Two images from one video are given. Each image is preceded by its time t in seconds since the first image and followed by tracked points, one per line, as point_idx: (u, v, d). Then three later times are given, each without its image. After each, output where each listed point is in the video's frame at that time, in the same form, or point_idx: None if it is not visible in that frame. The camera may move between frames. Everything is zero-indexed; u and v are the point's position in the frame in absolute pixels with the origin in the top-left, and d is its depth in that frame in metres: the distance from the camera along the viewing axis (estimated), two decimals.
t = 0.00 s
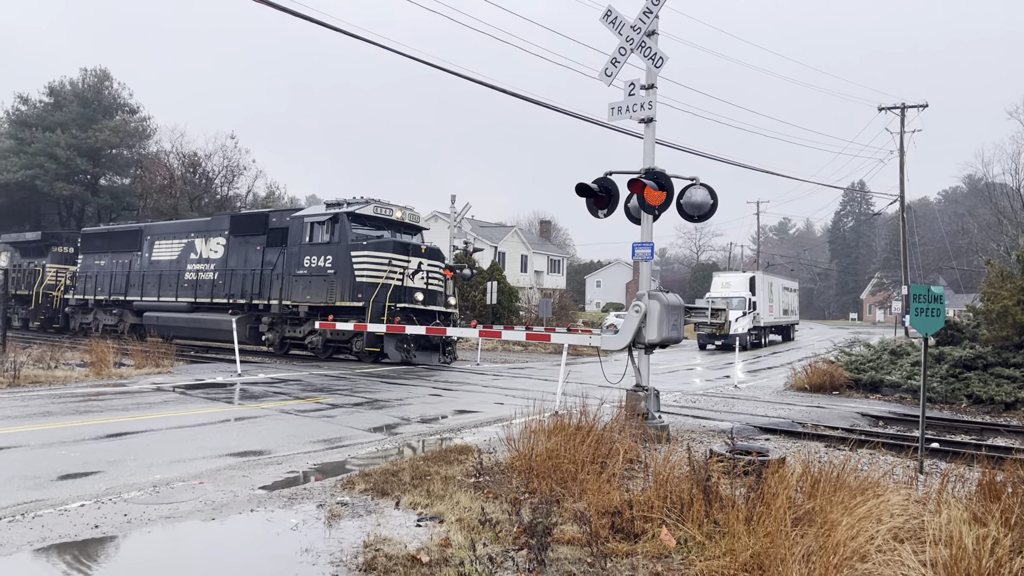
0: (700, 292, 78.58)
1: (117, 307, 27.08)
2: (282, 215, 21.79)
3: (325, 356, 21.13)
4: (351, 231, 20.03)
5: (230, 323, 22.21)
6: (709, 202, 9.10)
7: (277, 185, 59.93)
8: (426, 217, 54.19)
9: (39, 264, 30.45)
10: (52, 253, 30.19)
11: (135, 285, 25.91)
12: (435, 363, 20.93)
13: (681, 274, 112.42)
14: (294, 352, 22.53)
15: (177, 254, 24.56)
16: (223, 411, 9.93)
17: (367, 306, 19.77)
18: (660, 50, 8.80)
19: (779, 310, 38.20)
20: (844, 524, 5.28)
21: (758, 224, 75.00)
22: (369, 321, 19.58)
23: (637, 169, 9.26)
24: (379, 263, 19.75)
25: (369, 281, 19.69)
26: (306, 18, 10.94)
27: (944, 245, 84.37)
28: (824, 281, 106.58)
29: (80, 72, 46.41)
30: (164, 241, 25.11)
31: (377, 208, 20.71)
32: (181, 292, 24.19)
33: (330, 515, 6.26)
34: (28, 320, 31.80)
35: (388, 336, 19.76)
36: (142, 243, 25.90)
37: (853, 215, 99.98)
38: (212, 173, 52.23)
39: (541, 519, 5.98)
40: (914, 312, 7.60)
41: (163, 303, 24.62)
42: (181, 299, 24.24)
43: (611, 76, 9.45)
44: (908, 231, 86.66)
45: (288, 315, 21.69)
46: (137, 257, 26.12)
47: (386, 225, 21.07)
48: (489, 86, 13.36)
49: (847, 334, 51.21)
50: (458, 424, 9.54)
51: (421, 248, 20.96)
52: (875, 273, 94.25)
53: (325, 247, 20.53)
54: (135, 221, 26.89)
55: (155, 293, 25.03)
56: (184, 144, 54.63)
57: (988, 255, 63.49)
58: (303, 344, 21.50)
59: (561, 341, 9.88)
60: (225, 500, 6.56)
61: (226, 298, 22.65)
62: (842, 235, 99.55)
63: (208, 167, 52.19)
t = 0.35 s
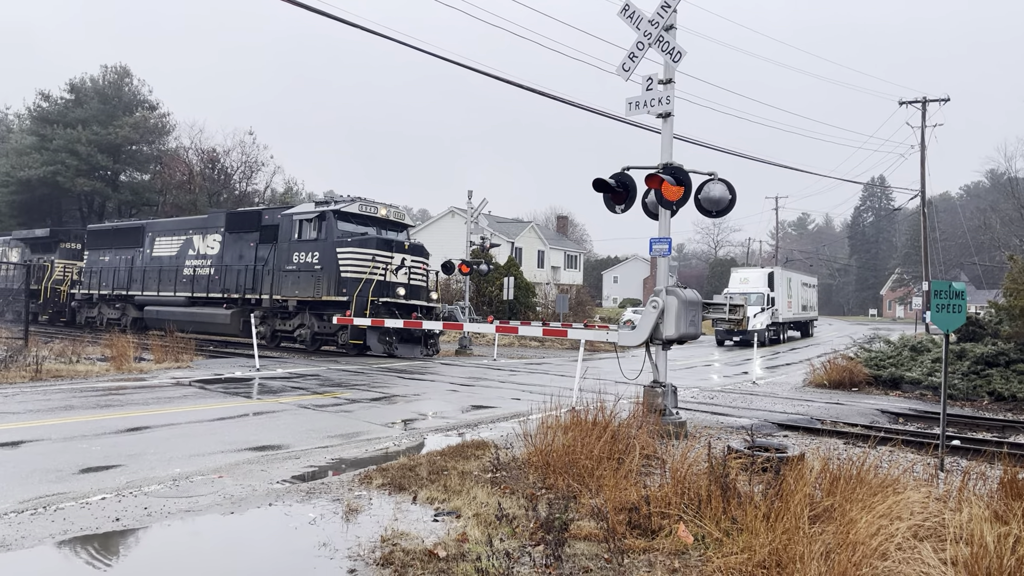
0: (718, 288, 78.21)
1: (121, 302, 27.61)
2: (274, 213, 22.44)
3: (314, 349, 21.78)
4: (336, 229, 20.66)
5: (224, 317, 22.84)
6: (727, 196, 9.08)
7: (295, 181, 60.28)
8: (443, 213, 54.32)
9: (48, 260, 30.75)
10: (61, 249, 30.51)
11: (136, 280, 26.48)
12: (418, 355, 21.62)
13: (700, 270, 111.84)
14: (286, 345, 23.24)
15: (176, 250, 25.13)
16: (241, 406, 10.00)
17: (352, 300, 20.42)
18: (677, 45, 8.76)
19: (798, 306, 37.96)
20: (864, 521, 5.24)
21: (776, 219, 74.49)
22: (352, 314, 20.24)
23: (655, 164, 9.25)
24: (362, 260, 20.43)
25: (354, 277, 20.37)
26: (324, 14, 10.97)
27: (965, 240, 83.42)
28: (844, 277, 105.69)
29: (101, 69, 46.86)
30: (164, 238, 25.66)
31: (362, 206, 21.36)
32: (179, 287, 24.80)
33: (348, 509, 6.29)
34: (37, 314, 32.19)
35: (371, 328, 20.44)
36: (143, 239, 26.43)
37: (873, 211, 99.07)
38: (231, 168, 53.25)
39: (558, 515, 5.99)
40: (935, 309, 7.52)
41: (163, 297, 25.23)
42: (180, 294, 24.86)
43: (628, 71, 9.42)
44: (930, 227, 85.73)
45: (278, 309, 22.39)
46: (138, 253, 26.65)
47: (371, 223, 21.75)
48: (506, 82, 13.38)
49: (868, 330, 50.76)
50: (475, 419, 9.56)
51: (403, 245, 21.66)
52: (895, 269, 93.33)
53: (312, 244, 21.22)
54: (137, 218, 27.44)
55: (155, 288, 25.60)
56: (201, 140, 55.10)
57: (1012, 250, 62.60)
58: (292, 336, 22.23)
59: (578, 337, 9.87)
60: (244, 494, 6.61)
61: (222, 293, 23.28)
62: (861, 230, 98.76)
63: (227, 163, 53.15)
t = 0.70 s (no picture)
0: (733, 284, 77.98)
1: (122, 297, 28.23)
2: (265, 212, 22.90)
3: (299, 343, 22.26)
4: (320, 227, 21.05)
5: (217, 312, 23.36)
6: (742, 194, 9.03)
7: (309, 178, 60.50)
8: (457, 209, 54.51)
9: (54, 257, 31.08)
10: (66, 247, 30.87)
11: (135, 277, 27.08)
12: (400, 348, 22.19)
13: (715, 266, 111.42)
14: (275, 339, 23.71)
15: (172, 247, 25.68)
16: (258, 402, 10.08)
17: (335, 296, 20.89)
18: (693, 41, 8.71)
19: (814, 303, 37.77)
20: (880, 520, 5.22)
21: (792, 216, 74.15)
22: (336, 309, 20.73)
23: (670, 161, 9.20)
24: (344, 256, 20.82)
25: (336, 273, 20.82)
26: (340, 12, 11.01)
27: (983, 237, 82.68)
28: (860, 274, 104.96)
29: (118, 68, 47.28)
30: (162, 236, 26.22)
31: (345, 205, 21.76)
32: (176, 283, 25.39)
33: (364, 505, 6.32)
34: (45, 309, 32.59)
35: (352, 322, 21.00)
36: (142, 237, 26.95)
37: (890, 207, 98.29)
38: (247, 166, 53.13)
39: (573, 512, 5.99)
40: (952, 306, 7.53)
41: (160, 293, 25.83)
42: (176, 290, 25.45)
43: (644, 68, 9.40)
44: (949, 223, 85.03)
45: (267, 305, 22.83)
46: (138, 251, 27.24)
47: (355, 222, 22.13)
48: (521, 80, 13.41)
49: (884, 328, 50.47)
50: (489, 416, 9.58)
51: (385, 243, 22.08)
52: (913, 266, 92.64)
53: (298, 242, 21.59)
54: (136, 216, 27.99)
55: (154, 284, 26.19)
56: (217, 136, 55.38)
57: None
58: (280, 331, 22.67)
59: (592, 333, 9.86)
60: (260, 490, 6.66)
61: (215, 289, 23.80)
62: (877, 227, 98.19)
63: (242, 161, 53.27)
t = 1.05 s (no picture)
0: (746, 282, 77.78)
1: (122, 293, 28.93)
2: (256, 210, 23.63)
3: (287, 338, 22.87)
4: (306, 225, 21.62)
5: (210, 307, 24.06)
6: (757, 189, 9.01)
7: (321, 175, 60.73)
8: (470, 207, 54.42)
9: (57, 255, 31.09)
10: (70, 245, 30.86)
11: (134, 273, 27.80)
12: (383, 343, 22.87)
13: (727, 264, 111.06)
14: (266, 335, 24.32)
15: (169, 245, 26.39)
16: (271, 397, 10.12)
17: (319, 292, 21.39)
18: (708, 37, 8.68)
19: (828, 301, 37.60)
20: (896, 518, 5.19)
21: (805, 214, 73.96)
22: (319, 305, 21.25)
23: (684, 158, 9.19)
24: (328, 254, 21.36)
25: (320, 270, 21.34)
26: (355, 9, 11.03)
27: (999, 235, 82.15)
28: (874, 271, 104.37)
29: (132, 65, 47.44)
30: (160, 234, 26.92)
31: (331, 204, 22.26)
32: (172, 279, 26.11)
33: (378, 501, 6.34)
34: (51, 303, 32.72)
35: (335, 318, 21.59)
36: (141, 235, 27.63)
37: (905, 204, 97.78)
38: (260, 163, 53.82)
39: (586, 508, 6.00)
40: (968, 304, 7.53)
41: (157, 289, 26.57)
42: (172, 286, 26.18)
43: (658, 64, 9.38)
44: (964, 221, 84.48)
45: (256, 301, 23.47)
46: (137, 248, 27.94)
47: (341, 220, 22.64)
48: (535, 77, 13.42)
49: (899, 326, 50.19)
50: (502, 412, 9.59)
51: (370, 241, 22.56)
52: (928, 263, 92.10)
53: (286, 240, 22.18)
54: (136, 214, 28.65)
55: (152, 280, 26.91)
56: (230, 131, 55.49)
57: None
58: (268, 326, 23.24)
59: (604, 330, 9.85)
60: (274, 486, 6.69)
61: (208, 285, 24.52)
62: (892, 224, 97.71)
63: (255, 158, 53.70)
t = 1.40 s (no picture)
0: (761, 280, 77.45)
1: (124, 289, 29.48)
2: (251, 209, 24.17)
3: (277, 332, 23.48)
4: (296, 224, 22.22)
5: (206, 303, 24.64)
6: (772, 187, 8.97)
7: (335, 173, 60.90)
8: (483, 204, 54.65)
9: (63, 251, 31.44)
10: (76, 242, 31.18)
11: (135, 269, 28.35)
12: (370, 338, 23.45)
13: (742, 262, 110.56)
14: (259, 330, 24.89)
15: (169, 242, 26.94)
16: (285, 394, 10.17)
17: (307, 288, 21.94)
18: (723, 34, 8.65)
19: (844, 299, 37.35)
20: (911, 517, 5.15)
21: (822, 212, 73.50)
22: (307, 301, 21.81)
23: (699, 156, 9.18)
24: (317, 252, 21.94)
25: (309, 268, 21.92)
26: (372, 7, 11.06)
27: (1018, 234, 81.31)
28: (891, 270, 103.67)
29: (149, 63, 47.49)
30: (161, 232, 27.47)
31: (321, 204, 22.78)
32: (171, 276, 26.70)
33: (391, 498, 6.35)
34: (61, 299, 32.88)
35: (322, 314, 22.18)
36: (143, 232, 28.19)
37: (922, 203, 97.05)
38: (275, 161, 53.09)
39: (600, 507, 5.99)
40: (986, 303, 7.47)
41: (156, 284, 27.16)
42: (171, 282, 26.76)
43: (673, 61, 9.34)
44: (983, 219, 83.65)
45: (249, 296, 24.12)
46: (139, 245, 28.46)
47: (330, 219, 23.17)
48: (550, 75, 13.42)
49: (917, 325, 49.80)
50: (516, 410, 9.59)
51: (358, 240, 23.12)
52: (945, 262, 91.33)
53: (278, 238, 22.83)
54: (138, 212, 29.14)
55: (152, 276, 27.49)
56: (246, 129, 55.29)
57: None
58: (260, 321, 23.90)
59: (618, 327, 9.83)
60: (289, 482, 6.72)
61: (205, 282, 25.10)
62: (910, 223, 97.06)
63: (270, 155, 52.99)
